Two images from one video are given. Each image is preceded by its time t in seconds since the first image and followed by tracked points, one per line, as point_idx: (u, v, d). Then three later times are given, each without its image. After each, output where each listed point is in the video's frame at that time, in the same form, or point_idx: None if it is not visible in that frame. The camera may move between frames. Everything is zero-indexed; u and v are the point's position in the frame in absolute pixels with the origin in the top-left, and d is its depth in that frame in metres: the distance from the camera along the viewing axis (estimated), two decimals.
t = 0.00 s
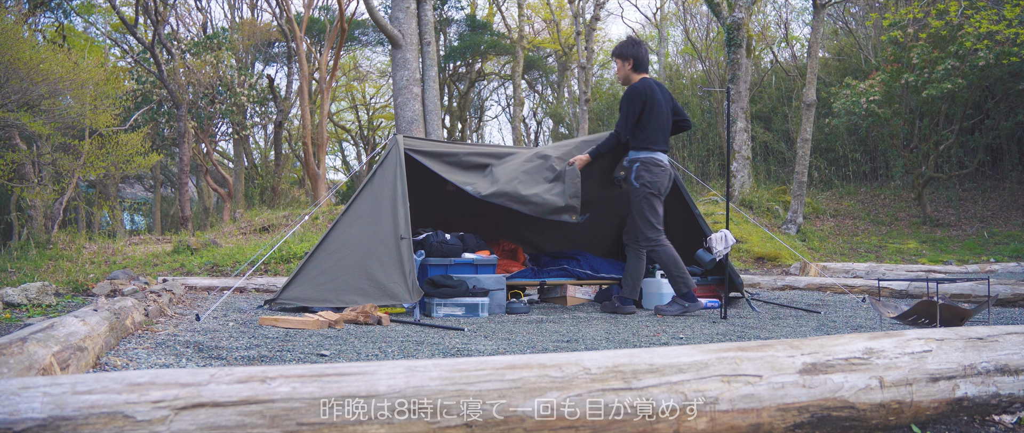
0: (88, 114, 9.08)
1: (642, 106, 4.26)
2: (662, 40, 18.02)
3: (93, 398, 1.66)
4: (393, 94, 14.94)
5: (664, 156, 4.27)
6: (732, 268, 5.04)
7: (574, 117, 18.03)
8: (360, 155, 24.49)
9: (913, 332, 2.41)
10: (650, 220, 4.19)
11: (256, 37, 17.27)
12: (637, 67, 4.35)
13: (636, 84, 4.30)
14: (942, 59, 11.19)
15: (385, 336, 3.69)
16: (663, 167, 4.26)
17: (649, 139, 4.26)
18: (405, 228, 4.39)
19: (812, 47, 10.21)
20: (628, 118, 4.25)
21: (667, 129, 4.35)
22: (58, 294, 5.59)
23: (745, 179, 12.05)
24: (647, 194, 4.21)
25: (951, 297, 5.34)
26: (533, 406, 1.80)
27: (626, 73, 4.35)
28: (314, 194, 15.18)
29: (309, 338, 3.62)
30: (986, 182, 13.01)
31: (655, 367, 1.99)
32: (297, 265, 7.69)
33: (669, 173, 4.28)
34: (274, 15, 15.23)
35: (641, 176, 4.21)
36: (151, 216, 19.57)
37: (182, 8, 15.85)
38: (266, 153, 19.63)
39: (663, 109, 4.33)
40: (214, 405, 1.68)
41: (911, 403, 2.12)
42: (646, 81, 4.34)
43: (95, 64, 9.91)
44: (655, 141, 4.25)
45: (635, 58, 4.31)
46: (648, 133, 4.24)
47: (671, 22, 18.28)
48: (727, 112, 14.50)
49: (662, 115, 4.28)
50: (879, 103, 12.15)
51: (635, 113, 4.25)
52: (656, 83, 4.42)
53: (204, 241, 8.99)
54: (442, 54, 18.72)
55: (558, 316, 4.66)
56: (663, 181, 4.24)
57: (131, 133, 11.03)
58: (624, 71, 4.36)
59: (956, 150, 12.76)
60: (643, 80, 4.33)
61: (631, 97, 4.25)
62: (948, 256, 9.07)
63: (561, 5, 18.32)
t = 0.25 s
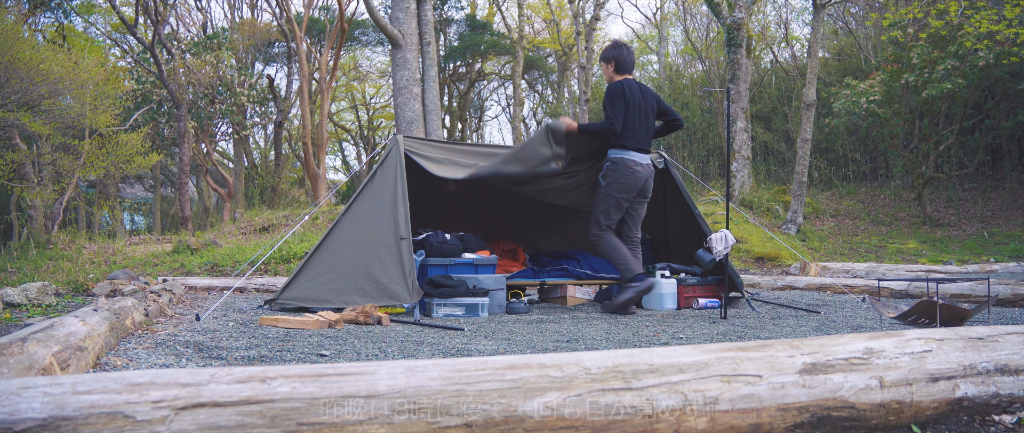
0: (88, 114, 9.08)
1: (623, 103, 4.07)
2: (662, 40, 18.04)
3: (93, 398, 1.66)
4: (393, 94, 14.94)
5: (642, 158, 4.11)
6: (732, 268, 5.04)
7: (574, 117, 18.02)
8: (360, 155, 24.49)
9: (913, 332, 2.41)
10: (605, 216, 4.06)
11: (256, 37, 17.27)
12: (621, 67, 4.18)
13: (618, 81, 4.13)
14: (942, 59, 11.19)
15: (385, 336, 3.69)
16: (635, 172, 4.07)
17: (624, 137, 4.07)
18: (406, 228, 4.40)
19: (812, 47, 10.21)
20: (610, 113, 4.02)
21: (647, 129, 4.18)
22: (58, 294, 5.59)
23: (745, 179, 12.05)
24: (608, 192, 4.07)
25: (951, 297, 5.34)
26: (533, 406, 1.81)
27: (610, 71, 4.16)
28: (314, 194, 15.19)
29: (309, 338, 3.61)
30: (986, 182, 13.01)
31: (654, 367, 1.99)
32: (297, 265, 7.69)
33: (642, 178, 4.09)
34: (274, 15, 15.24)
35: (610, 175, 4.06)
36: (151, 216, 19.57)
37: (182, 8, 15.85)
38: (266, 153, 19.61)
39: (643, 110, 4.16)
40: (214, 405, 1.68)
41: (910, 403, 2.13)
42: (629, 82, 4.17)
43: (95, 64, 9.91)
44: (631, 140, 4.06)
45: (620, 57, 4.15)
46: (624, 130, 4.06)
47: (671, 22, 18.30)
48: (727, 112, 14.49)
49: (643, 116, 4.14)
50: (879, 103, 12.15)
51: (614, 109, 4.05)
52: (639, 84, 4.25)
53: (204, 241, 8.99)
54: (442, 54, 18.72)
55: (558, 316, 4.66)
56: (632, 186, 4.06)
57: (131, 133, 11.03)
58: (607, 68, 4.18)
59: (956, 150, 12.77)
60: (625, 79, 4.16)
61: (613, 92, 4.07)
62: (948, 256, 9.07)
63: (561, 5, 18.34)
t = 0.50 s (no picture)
0: (88, 114, 9.08)
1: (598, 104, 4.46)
2: (661, 40, 18.07)
3: (93, 398, 1.66)
4: (393, 94, 14.95)
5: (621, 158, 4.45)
6: (732, 268, 5.05)
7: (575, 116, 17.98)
8: (360, 155, 24.50)
9: (914, 332, 2.41)
10: (584, 215, 4.49)
11: (256, 37, 17.28)
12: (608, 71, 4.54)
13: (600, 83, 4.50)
14: (942, 59, 11.19)
15: (385, 336, 3.69)
16: (613, 173, 4.41)
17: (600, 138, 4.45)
18: (406, 228, 4.40)
19: (812, 46, 10.20)
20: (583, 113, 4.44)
21: (626, 130, 4.48)
22: (58, 294, 5.59)
23: (745, 179, 12.05)
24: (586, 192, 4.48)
25: (951, 297, 5.34)
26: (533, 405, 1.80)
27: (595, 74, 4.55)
28: (314, 194, 15.19)
29: (309, 338, 3.62)
30: (986, 182, 13.01)
31: (655, 367, 1.99)
32: (297, 265, 7.69)
33: (619, 179, 4.41)
34: (274, 15, 15.25)
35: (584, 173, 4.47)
36: (151, 216, 19.58)
37: (182, 7, 15.86)
38: (266, 152, 19.61)
39: (621, 112, 4.48)
40: (214, 405, 1.68)
41: (910, 403, 2.13)
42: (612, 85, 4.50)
43: (95, 64, 9.91)
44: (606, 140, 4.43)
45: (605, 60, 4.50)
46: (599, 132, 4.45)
47: (671, 22, 18.31)
48: (727, 112, 14.48)
49: (621, 118, 4.47)
50: (879, 103, 12.15)
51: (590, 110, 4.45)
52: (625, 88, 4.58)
53: (204, 241, 8.99)
54: (442, 54, 18.73)
55: (558, 315, 4.66)
56: (609, 187, 4.40)
57: (131, 133, 11.03)
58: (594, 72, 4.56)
59: (956, 150, 12.77)
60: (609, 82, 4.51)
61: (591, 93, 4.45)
62: (948, 256, 9.08)
63: (561, 5, 18.35)
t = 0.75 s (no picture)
0: (89, 114, 9.08)
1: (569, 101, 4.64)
2: (662, 40, 18.07)
3: (94, 398, 1.66)
4: (393, 94, 14.95)
5: (600, 154, 4.55)
6: (732, 268, 5.04)
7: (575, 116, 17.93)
8: (360, 155, 24.50)
9: (914, 332, 2.41)
10: (571, 214, 4.58)
11: (256, 37, 17.28)
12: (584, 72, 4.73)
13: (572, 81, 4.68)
14: (942, 59, 11.19)
15: (385, 337, 3.69)
16: (593, 169, 4.50)
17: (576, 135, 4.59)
18: (405, 228, 4.40)
19: (812, 47, 10.20)
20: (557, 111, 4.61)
21: (604, 128, 4.60)
22: (58, 294, 5.59)
23: (745, 179, 12.05)
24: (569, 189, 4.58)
25: (951, 297, 5.34)
26: (533, 406, 1.80)
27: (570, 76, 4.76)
28: (314, 194, 15.19)
29: (309, 338, 3.62)
30: (986, 182, 13.01)
31: (655, 367, 1.98)
32: (297, 265, 7.69)
33: (600, 174, 4.51)
34: (274, 15, 15.25)
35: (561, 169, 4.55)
36: (151, 216, 19.59)
37: (182, 8, 15.86)
38: (266, 152, 19.60)
39: (596, 108, 4.61)
40: (214, 405, 1.68)
41: (911, 403, 2.13)
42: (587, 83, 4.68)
43: (95, 64, 9.91)
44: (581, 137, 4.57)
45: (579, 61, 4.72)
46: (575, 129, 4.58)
47: (671, 23, 18.32)
48: (727, 112, 14.48)
49: (599, 116, 4.61)
50: (879, 103, 12.15)
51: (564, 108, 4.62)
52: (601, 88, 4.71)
53: (204, 241, 8.99)
54: (442, 54, 18.74)
55: (559, 315, 4.66)
56: (590, 183, 4.50)
57: (131, 133, 11.03)
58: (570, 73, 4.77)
59: (956, 150, 12.77)
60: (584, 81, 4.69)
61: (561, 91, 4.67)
62: (948, 256, 9.07)
63: (561, 5, 18.36)
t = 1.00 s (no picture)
0: (89, 114, 9.09)
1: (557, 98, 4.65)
2: (662, 40, 18.07)
3: (94, 398, 1.66)
4: (393, 94, 14.95)
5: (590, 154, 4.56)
6: (732, 268, 5.04)
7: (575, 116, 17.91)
8: (360, 155, 24.50)
9: (913, 332, 2.41)
10: (564, 214, 4.59)
11: (256, 37, 17.28)
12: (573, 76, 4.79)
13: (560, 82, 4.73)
14: (942, 59, 11.19)
15: (385, 337, 3.69)
16: (584, 169, 4.52)
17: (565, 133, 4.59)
18: (405, 227, 4.41)
19: (812, 47, 10.20)
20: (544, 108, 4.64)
21: (595, 128, 4.61)
22: (58, 294, 5.59)
23: (745, 179, 12.06)
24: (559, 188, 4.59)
25: (951, 297, 5.34)
26: (532, 406, 1.80)
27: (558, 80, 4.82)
28: (314, 194, 15.19)
29: (309, 338, 3.61)
30: (986, 182, 13.01)
31: (655, 367, 1.98)
32: (297, 265, 7.69)
33: (591, 174, 4.52)
34: (274, 15, 15.25)
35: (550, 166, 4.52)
36: (151, 216, 19.59)
37: (182, 8, 15.86)
38: (265, 152, 19.60)
39: (587, 107, 4.61)
40: (214, 405, 1.68)
41: (911, 403, 2.13)
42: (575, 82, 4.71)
43: (94, 64, 9.91)
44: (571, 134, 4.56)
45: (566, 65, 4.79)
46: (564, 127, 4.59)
47: (671, 23, 18.33)
48: (727, 112, 14.47)
49: (591, 116, 4.60)
50: (878, 103, 12.14)
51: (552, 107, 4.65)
52: (592, 88, 4.71)
53: (204, 241, 8.99)
54: (442, 54, 18.74)
55: (559, 315, 4.66)
56: (580, 182, 4.51)
57: (131, 133, 11.03)
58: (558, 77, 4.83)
59: (956, 150, 12.76)
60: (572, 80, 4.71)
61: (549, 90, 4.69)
62: (948, 256, 9.07)
63: (561, 5, 18.37)
